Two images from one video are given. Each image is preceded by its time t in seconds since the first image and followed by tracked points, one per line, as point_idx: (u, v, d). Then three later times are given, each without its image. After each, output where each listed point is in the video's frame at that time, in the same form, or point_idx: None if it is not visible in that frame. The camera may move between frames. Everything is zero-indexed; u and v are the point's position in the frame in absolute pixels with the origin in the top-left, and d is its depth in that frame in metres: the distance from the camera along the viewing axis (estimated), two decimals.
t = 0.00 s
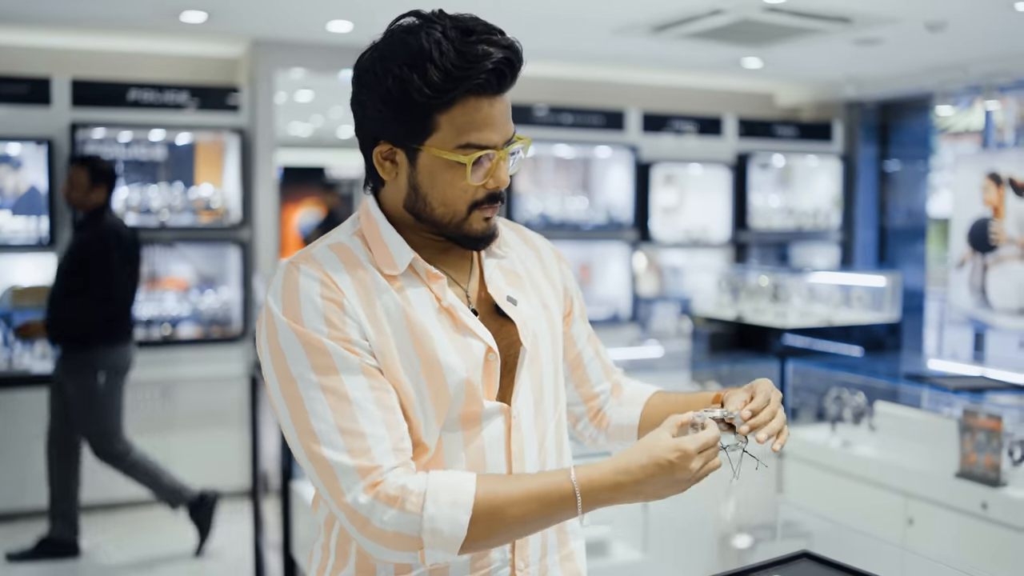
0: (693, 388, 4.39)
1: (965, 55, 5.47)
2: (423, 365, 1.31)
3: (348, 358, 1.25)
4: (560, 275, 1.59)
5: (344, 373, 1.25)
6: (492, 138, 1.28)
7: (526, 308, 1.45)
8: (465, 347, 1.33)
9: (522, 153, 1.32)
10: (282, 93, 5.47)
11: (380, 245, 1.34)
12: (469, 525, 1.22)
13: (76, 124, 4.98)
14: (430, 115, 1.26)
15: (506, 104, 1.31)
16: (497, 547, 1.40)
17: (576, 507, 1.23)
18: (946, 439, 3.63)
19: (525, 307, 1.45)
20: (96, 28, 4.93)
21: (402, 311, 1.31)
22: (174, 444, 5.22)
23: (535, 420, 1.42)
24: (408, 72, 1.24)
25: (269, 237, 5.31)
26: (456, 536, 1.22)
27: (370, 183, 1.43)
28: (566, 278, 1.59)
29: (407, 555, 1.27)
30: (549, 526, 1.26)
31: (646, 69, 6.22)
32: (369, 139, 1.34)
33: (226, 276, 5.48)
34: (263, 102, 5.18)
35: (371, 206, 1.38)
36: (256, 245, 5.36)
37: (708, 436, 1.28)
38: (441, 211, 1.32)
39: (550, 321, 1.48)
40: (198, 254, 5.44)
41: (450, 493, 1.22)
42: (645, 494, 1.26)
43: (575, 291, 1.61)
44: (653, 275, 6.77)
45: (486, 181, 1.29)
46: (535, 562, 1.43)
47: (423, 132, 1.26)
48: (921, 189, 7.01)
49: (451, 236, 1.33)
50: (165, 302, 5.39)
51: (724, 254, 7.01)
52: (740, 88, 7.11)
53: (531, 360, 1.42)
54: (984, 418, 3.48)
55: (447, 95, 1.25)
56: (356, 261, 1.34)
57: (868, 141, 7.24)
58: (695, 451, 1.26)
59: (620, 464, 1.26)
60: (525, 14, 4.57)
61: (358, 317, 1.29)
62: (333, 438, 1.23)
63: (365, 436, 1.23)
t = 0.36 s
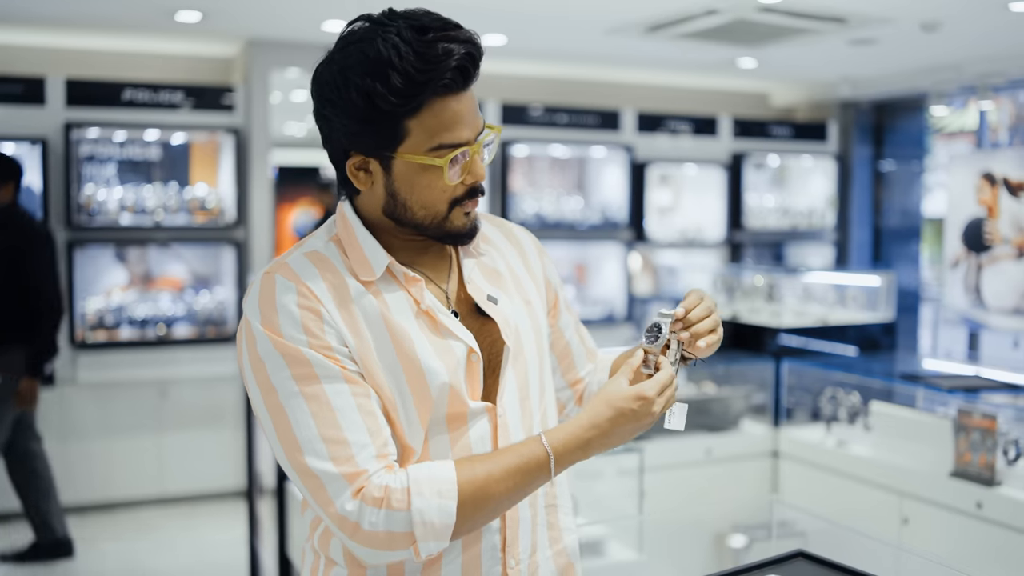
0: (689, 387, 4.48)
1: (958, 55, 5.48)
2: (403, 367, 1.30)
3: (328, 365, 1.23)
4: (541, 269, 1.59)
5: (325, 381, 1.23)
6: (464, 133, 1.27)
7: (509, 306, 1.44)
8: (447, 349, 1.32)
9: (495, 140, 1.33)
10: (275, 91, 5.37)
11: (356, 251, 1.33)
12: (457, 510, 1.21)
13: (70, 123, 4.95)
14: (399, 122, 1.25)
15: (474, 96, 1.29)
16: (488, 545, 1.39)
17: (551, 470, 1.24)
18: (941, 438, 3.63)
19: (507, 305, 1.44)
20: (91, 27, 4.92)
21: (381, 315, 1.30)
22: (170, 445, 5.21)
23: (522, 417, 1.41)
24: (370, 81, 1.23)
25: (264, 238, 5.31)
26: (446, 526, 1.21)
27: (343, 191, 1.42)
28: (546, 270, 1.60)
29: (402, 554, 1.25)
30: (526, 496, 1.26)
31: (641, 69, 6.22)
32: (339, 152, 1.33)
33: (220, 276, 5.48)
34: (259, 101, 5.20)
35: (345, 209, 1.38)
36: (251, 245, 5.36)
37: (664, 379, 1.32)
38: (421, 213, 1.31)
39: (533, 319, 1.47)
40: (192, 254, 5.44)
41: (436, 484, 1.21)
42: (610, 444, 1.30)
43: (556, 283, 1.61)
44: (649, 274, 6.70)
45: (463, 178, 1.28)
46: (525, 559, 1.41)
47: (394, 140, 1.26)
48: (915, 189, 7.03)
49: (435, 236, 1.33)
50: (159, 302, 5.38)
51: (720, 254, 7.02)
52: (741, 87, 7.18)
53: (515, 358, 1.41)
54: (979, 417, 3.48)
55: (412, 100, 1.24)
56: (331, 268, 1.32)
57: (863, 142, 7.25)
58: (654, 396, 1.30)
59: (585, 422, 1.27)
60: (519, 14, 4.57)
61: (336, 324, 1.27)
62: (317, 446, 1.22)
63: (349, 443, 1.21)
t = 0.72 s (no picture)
0: (687, 388, 4.49)
1: (955, 55, 5.48)
2: (383, 367, 1.28)
3: (312, 366, 1.22)
4: (514, 264, 1.59)
5: (311, 382, 1.22)
6: (432, 133, 1.25)
7: (484, 303, 1.43)
8: (426, 348, 1.31)
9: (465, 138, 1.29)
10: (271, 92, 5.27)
11: (327, 255, 1.32)
12: (457, 495, 1.20)
13: (68, 123, 4.95)
14: (368, 125, 1.23)
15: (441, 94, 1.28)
16: (479, 544, 1.36)
17: (542, 443, 1.25)
18: (938, 438, 3.63)
19: (483, 303, 1.43)
20: (88, 27, 4.91)
21: (357, 315, 1.29)
22: (167, 445, 5.21)
23: (507, 414, 1.39)
24: (336, 86, 1.21)
25: (260, 239, 5.31)
26: (448, 512, 1.20)
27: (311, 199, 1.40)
28: (520, 266, 1.60)
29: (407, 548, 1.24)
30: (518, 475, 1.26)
31: (638, 69, 6.22)
32: (308, 159, 1.31)
33: (218, 276, 5.48)
34: (256, 99, 5.21)
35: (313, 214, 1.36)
36: (248, 245, 5.35)
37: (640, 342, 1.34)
38: (393, 216, 1.30)
39: (509, 315, 1.46)
40: (190, 254, 5.45)
41: (433, 472, 1.20)
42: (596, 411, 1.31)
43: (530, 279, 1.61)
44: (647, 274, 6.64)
45: (436, 177, 1.27)
46: (516, 555, 1.39)
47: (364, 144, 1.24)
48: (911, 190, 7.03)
49: (409, 238, 1.31)
50: (157, 302, 5.37)
51: (717, 254, 7.02)
52: (738, 87, 7.23)
53: (495, 354, 1.40)
54: (975, 417, 3.48)
55: (381, 103, 1.22)
56: (304, 273, 1.31)
57: (860, 142, 7.26)
58: (634, 361, 1.31)
59: (567, 392, 1.28)
60: (516, 14, 4.56)
61: (314, 327, 1.26)
62: (309, 448, 1.21)
63: (341, 441, 1.20)
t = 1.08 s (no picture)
0: (685, 388, 4.48)
1: (953, 54, 5.48)
2: (359, 368, 1.29)
3: (287, 369, 1.22)
4: (493, 257, 1.60)
5: (287, 385, 1.22)
6: (413, 131, 1.26)
7: (461, 302, 1.44)
8: (403, 349, 1.31)
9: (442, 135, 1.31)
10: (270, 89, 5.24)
11: (302, 257, 1.31)
12: (435, 493, 1.20)
13: (65, 123, 4.96)
14: (349, 123, 1.23)
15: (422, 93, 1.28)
16: (466, 545, 1.37)
17: (520, 438, 1.25)
18: (936, 438, 3.63)
19: (460, 302, 1.44)
20: (86, 27, 4.92)
21: (333, 316, 1.29)
22: (166, 444, 5.21)
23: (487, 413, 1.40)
24: (318, 83, 1.20)
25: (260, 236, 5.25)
26: (427, 511, 1.20)
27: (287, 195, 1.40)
28: (498, 259, 1.60)
29: (388, 548, 1.25)
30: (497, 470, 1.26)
31: (636, 68, 6.22)
32: (285, 155, 1.30)
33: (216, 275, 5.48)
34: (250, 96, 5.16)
35: (288, 213, 1.35)
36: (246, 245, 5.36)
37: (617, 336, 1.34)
38: (373, 215, 1.30)
39: (488, 312, 1.47)
40: (188, 254, 5.45)
41: (411, 471, 1.20)
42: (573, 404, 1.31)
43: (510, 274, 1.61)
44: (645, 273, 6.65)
45: (416, 176, 1.27)
46: (503, 554, 1.40)
47: (345, 142, 1.24)
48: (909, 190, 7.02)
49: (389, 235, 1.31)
50: (155, 302, 5.37)
51: (715, 253, 7.02)
52: (735, 88, 7.21)
53: (473, 354, 1.41)
54: (973, 417, 3.48)
55: (363, 100, 1.22)
56: (278, 274, 1.30)
57: (858, 142, 7.27)
58: (611, 353, 1.31)
59: (543, 385, 1.28)
60: (514, 14, 4.56)
61: (288, 329, 1.26)
62: (286, 451, 1.21)
63: (318, 443, 1.21)
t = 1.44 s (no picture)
0: (683, 387, 4.48)
1: (951, 54, 5.49)
2: (336, 366, 1.28)
3: (260, 368, 1.22)
4: (481, 248, 1.60)
5: (260, 384, 1.21)
6: (383, 116, 1.25)
7: (442, 296, 1.44)
8: (380, 346, 1.30)
9: (416, 121, 1.31)
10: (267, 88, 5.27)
11: (279, 253, 1.31)
12: (410, 494, 1.19)
13: (63, 123, 4.95)
14: (316, 107, 1.23)
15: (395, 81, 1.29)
16: (451, 545, 1.36)
17: (498, 435, 1.23)
18: (934, 437, 3.63)
19: (441, 296, 1.44)
20: (84, 26, 4.91)
21: (309, 314, 1.28)
22: (164, 444, 5.21)
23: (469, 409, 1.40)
24: (282, 68, 1.20)
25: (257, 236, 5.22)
26: (402, 511, 1.19)
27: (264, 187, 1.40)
28: (487, 248, 1.61)
29: (364, 549, 1.24)
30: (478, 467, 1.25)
31: (635, 68, 6.21)
32: (256, 144, 1.31)
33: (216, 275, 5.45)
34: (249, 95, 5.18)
35: (266, 206, 1.35)
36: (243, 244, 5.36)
37: (599, 328, 1.30)
38: (346, 203, 1.29)
39: (472, 306, 1.47)
40: (187, 254, 5.40)
41: (385, 472, 1.19)
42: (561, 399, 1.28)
43: (497, 264, 1.61)
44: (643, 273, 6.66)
45: (388, 162, 1.27)
46: (488, 551, 1.40)
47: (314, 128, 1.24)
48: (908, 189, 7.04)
49: (364, 225, 1.31)
50: (153, 302, 5.38)
51: (713, 253, 7.02)
52: (731, 86, 7.02)
53: (456, 350, 1.41)
54: (971, 416, 3.48)
55: (329, 84, 1.22)
56: (254, 271, 1.29)
57: (857, 141, 7.28)
58: (592, 345, 1.27)
59: (522, 381, 1.26)
60: (512, 14, 4.56)
61: (263, 328, 1.26)
62: (259, 452, 1.20)
63: (291, 444, 1.20)
